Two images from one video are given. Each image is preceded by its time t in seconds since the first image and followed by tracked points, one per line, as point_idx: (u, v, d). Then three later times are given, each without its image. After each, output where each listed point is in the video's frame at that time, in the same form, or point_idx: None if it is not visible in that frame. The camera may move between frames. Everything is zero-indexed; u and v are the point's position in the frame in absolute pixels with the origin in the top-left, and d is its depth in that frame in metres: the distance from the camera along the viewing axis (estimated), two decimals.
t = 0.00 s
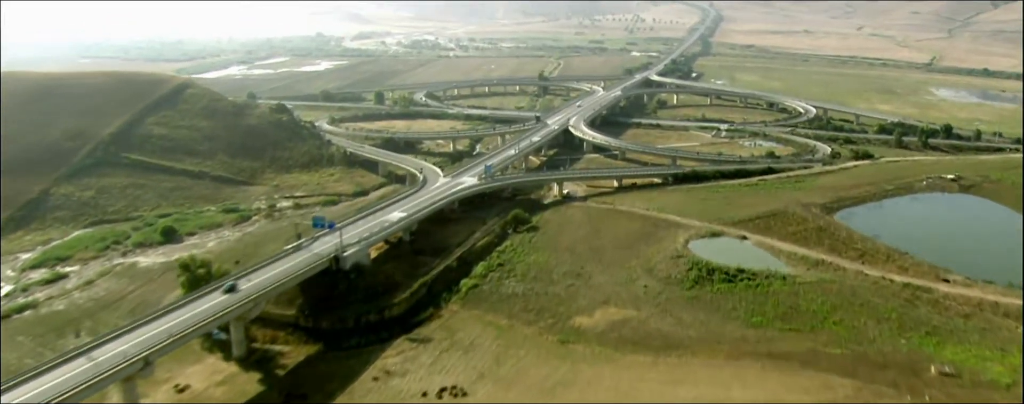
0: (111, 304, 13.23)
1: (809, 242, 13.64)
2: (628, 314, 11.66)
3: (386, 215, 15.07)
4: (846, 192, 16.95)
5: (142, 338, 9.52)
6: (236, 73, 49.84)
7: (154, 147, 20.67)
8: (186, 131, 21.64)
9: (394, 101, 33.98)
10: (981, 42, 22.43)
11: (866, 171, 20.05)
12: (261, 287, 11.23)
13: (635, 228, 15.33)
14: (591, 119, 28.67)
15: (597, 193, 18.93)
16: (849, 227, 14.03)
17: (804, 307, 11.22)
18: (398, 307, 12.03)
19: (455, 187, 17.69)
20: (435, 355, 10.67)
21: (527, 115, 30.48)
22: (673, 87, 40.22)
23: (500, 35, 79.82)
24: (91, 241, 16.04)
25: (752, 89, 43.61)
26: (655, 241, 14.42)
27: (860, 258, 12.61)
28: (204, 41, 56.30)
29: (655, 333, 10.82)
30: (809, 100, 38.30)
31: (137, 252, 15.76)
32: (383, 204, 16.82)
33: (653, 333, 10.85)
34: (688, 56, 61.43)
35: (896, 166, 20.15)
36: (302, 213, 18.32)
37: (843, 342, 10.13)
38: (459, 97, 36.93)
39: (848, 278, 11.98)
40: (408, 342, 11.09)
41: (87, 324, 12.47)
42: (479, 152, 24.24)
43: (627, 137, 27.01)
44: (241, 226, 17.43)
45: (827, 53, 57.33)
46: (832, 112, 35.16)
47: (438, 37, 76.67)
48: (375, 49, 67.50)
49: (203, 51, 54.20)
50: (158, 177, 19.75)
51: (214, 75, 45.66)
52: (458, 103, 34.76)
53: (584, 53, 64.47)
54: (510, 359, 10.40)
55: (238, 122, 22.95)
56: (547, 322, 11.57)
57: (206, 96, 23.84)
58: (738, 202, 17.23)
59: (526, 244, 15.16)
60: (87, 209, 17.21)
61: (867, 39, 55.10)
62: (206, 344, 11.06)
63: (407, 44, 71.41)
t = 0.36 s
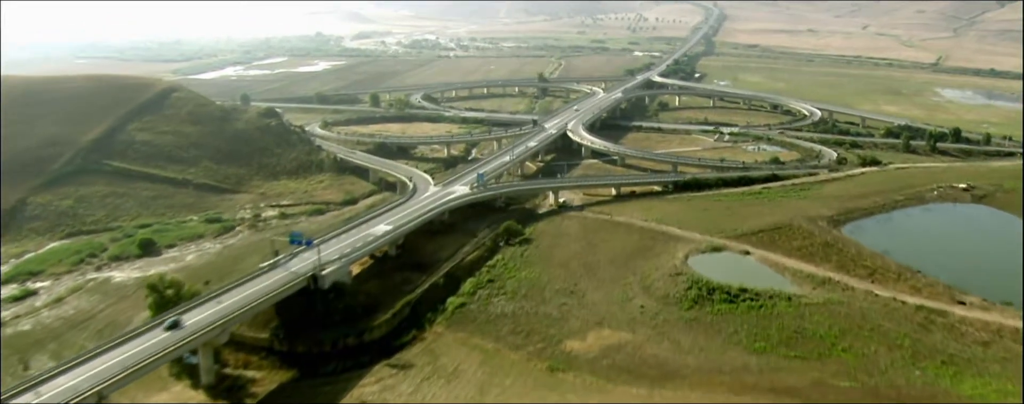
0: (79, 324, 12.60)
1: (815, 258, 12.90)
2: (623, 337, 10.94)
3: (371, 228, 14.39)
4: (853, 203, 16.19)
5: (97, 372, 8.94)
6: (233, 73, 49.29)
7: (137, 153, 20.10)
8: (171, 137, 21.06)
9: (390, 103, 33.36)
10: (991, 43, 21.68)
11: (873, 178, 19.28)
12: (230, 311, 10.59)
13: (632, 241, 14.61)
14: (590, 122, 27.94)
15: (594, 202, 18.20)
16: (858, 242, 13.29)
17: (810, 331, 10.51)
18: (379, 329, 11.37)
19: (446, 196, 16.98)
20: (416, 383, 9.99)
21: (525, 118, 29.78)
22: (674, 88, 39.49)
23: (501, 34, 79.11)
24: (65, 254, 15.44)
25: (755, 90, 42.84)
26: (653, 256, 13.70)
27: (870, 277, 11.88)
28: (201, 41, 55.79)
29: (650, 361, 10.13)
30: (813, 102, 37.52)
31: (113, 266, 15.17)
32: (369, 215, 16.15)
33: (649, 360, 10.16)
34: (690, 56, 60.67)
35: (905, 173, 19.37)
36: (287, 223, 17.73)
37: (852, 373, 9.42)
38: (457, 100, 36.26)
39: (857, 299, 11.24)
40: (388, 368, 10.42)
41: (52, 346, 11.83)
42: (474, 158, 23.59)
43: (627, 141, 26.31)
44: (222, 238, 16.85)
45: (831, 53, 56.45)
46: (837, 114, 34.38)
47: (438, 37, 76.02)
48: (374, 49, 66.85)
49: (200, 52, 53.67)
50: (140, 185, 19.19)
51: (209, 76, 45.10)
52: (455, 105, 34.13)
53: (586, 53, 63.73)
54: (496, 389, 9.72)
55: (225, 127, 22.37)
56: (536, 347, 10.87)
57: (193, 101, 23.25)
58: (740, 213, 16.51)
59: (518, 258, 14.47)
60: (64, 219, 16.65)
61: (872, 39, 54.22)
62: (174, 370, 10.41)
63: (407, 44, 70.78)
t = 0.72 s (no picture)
0: (41, 345, 11.98)
1: (819, 275, 12.19)
2: (613, 362, 10.23)
3: (351, 242, 13.74)
4: (858, 214, 15.48)
5: None
6: (226, 73, 48.59)
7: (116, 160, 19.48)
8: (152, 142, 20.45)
9: (383, 105, 32.73)
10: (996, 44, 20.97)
11: (879, 185, 18.55)
12: (193, 337, 9.97)
13: (626, 254, 13.89)
14: (586, 125, 27.27)
15: (587, 210, 17.48)
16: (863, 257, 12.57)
17: (813, 358, 9.82)
18: (354, 354, 10.70)
19: (433, 205, 16.30)
20: None
21: (519, 120, 29.06)
22: (674, 89, 38.76)
23: (500, 33, 78.41)
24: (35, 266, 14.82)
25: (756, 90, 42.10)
26: (647, 271, 12.99)
27: (878, 297, 11.18)
28: (196, 40, 55.10)
29: (642, 390, 9.44)
30: (815, 102, 36.77)
31: (83, 281, 14.63)
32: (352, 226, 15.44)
33: (640, 390, 9.47)
34: (690, 55, 59.95)
35: (910, 179, 18.63)
36: (267, 234, 17.11)
37: None
38: (451, 101, 35.56)
39: (864, 321, 10.54)
40: (362, 396, 9.74)
41: (10, 369, 11.21)
42: (466, 163, 22.91)
43: (624, 144, 25.61)
44: (198, 250, 16.26)
45: (833, 52, 55.66)
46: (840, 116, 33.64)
47: (436, 36, 75.36)
48: (372, 48, 66.26)
49: (195, 51, 53.10)
50: (118, 193, 18.58)
51: (201, 76, 44.41)
52: (449, 107, 33.46)
53: (585, 52, 63.08)
54: None
55: (208, 131, 21.71)
56: (520, 373, 10.18)
57: (176, 104, 22.61)
58: (739, 224, 15.80)
59: (505, 273, 13.79)
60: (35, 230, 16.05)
61: (875, 37, 53.45)
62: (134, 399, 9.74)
63: (405, 43, 70.06)
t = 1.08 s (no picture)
0: None
1: (821, 293, 11.48)
2: (602, 390, 9.54)
3: (329, 256, 13.06)
4: (862, 225, 14.76)
5: None
6: (218, 73, 47.81)
7: (91, 166, 18.78)
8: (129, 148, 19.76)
9: (374, 106, 32.02)
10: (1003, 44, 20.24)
11: (883, 192, 17.81)
12: (150, 365, 9.30)
13: (617, 269, 13.18)
14: (581, 127, 26.55)
15: (580, 220, 16.76)
16: (868, 275, 11.86)
17: (816, 387, 9.13)
18: (325, 381, 10.01)
19: (417, 215, 15.60)
20: None
21: (513, 122, 28.33)
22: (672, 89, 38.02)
23: (497, 31, 77.62)
24: None
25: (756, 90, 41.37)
26: (639, 288, 12.28)
27: (885, 319, 10.48)
28: (188, 40, 54.34)
29: None
30: (816, 103, 36.03)
31: (49, 296, 13.88)
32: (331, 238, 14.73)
33: None
34: (689, 54, 59.20)
35: (916, 187, 17.90)
36: (245, 245, 16.40)
37: None
38: (444, 101, 34.82)
39: (870, 347, 9.84)
40: None
41: None
42: (455, 168, 22.21)
43: (619, 148, 24.91)
44: (171, 263, 15.56)
45: (834, 51, 54.91)
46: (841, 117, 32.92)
47: (433, 34, 74.61)
48: (367, 47, 65.52)
49: (187, 50, 52.33)
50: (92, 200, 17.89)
51: (192, 76, 43.64)
52: (442, 108, 32.76)
53: (582, 51, 62.32)
54: None
55: (189, 135, 20.99)
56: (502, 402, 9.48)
57: (156, 108, 21.91)
58: (737, 235, 15.10)
59: (490, 288, 13.08)
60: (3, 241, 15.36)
61: (877, 36, 52.62)
62: None
63: (401, 41, 69.29)
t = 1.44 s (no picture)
0: None
1: (823, 314, 10.78)
2: None
3: (302, 272, 12.38)
4: (866, 237, 14.07)
5: None
6: (209, 72, 47.05)
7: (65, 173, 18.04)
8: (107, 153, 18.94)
9: (364, 107, 31.32)
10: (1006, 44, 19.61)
11: (887, 199, 17.09)
12: (99, 398, 8.65)
13: (607, 285, 12.47)
14: (575, 130, 25.81)
15: (570, 229, 16.05)
16: (872, 294, 11.19)
17: None
18: None
19: (398, 226, 14.90)
20: None
21: (506, 125, 27.62)
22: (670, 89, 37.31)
23: (493, 30, 76.85)
24: None
25: (755, 90, 40.67)
26: (630, 306, 11.59)
27: (891, 344, 9.80)
28: (181, 38, 53.52)
29: None
30: (817, 103, 35.33)
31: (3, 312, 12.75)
32: (307, 252, 14.01)
33: None
34: (687, 53, 58.46)
35: (920, 194, 17.19)
36: (220, 256, 15.75)
37: None
38: (437, 102, 34.09)
39: (876, 375, 9.17)
40: None
41: None
42: (444, 173, 21.51)
43: (613, 151, 24.22)
44: (143, 277, 14.85)
45: (834, 50, 54.19)
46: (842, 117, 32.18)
47: (429, 32, 73.90)
48: (362, 45, 64.77)
49: (179, 49, 51.53)
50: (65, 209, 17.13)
51: (183, 76, 42.90)
52: (434, 109, 32.05)
53: (579, 49, 61.59)
54: None
55: (167, 139, 20.24)
56: None
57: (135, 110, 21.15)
58: (733, 247, 14.37)
59: (473, 306, 12.36)
60: None
61: (876, 34, 51.87)
62: None
63: (396, 40, 68.53)
